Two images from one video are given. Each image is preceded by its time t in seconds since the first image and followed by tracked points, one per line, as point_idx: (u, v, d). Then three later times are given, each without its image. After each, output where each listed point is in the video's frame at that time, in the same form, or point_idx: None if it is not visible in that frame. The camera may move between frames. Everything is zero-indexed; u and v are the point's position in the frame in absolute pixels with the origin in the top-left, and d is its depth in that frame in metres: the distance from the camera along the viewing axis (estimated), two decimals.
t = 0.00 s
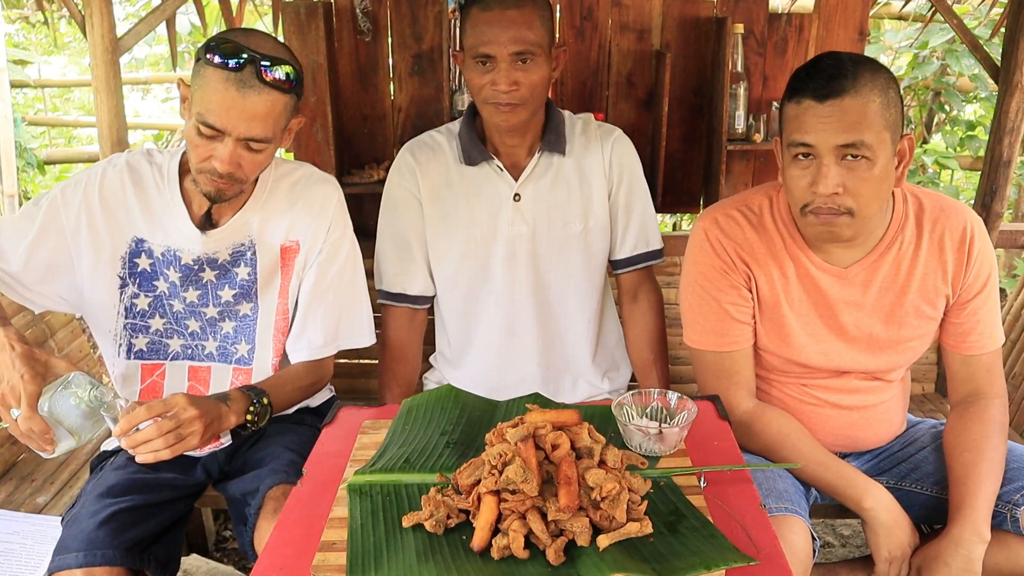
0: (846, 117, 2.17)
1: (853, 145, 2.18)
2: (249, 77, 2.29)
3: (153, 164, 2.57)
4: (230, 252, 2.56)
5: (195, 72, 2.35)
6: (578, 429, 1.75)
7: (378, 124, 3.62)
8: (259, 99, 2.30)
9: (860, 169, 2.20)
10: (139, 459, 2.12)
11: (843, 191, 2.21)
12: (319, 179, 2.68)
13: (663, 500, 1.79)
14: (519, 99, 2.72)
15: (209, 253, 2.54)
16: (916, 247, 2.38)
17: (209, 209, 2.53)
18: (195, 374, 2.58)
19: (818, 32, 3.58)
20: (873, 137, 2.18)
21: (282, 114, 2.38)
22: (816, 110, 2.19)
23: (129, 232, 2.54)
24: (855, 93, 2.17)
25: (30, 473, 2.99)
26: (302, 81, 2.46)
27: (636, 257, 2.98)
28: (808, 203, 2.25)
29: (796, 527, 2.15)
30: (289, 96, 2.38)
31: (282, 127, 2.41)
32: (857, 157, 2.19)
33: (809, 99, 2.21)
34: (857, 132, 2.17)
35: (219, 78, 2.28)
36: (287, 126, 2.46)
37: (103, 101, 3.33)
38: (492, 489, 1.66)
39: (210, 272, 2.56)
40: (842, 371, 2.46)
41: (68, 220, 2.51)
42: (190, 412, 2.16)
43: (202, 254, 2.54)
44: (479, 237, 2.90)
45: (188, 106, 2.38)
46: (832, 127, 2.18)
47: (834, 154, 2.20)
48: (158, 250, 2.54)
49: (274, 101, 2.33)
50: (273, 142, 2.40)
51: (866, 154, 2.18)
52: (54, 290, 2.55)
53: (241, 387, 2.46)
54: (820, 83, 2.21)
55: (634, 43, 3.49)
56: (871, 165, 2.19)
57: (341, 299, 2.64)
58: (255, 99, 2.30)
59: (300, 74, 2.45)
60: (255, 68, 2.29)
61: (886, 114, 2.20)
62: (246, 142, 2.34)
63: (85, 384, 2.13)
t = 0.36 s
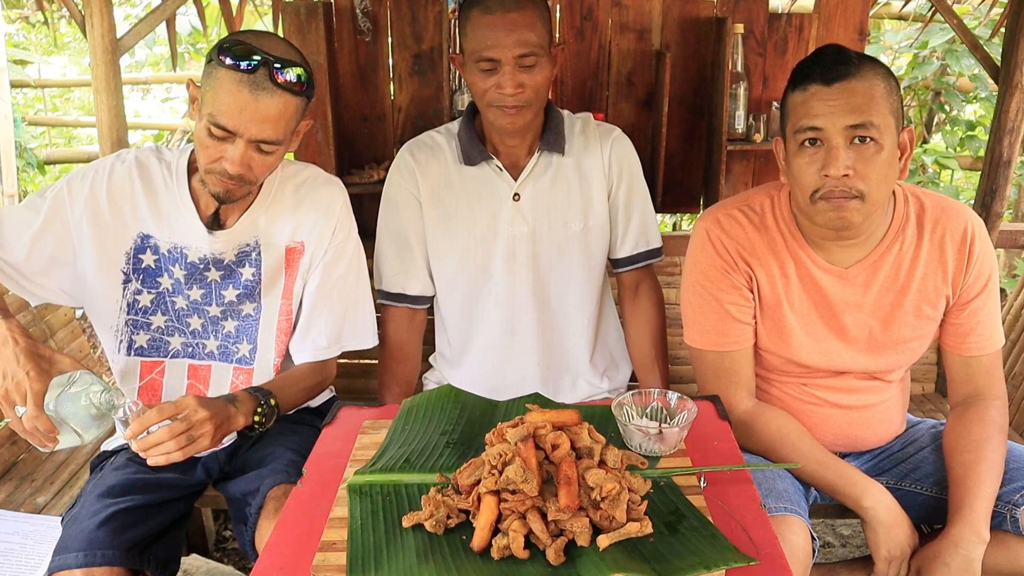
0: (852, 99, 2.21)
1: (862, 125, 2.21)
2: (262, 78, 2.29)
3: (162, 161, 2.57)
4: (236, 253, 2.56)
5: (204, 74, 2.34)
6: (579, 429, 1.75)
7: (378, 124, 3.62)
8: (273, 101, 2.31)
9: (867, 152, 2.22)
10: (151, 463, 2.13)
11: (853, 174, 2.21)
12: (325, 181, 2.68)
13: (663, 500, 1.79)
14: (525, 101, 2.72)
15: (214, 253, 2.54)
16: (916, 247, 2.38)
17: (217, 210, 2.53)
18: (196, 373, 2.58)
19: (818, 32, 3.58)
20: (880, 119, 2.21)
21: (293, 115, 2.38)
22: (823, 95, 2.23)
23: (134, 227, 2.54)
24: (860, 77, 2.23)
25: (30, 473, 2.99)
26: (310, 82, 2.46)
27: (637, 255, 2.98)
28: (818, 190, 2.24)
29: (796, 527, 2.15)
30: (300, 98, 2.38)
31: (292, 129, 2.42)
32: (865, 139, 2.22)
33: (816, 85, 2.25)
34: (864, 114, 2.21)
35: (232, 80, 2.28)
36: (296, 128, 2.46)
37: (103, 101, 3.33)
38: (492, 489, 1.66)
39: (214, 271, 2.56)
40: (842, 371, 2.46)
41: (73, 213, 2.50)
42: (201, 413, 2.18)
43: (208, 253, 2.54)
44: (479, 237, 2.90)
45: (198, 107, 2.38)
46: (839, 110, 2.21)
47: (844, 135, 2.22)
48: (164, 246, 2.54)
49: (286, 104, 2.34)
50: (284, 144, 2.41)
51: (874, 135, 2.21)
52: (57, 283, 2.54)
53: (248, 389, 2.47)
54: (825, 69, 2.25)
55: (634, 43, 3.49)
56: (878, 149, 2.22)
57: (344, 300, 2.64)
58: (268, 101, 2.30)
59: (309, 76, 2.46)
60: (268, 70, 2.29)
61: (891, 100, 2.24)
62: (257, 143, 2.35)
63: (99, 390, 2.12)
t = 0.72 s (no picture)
0: (850, 100, 2.22)
1: (861, 126, 2.21)
2: (272, 81, 2.29)
3: (168, 158, 2.57)
4: (239, 253, 2.56)
5: (214, 75, 2.34)
6: (578, 430, 1.75)
7: (378, 124, 3.62)
8: (281, 104, 2.30)
9: (866, 152, 2.22)
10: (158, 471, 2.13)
11: (852, 175, 2.21)
12: (330, 184, 2.67)
13: (663, 500, 1.79)
14: (536, 104, 2.72)
15: (218, 254, 2.54)
16: (914, 244, 2.38)
17: (222, 210, 2.54)
18: (195, 373, 2.58)
19: (818, 32, 3.58)
20: (879, 119, 2.21)
21: (301, 118, 2.38)
22: (822, 95, 2.23)
23: (139, 224, 2.54)
24: (858, 77, 2.23)
25: (30, 473, 2.99)
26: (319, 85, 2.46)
27: (636, 251, 3.04)
28: (818, 192, 2.24)
29: (796, 528, 2.15)
30: (309, 101, 2.38)
31: (299, 131, 2.41)
32: (864, 139, 2.22)
33: (815, 85, 2.25)
34: (862, 114, 2.21)
35: (242, 82, 2.28)
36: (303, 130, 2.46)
37: (103, 101, 3.33)
38: (492, 489, 1.66)
39: (218, 271, 2.56)
40: (841, 368, 2.46)
41: (79, 208, 2.50)
42: (206, 418, 2.18)
43: (211, 253, 2.54)
44: (480, 235, 2.90)
45: (205, 108, 2.38)
46: (838, 111, 2.22)
47: (843, 136, 2.22)
48: (168, 244, 2.54)
49: (294, 106, 2.33)
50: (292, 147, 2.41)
51: (873, 136, 2.22)
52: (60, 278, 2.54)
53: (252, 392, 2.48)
54: (823, 69, 2.25)
55: (634, 43, 3.49)
56: (877, 149, 2.22)
57: (347, 300, 2.65)
58: (277, 103, 2.30)
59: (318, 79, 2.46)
60: (277, 73, 2.29)
61: (889, 99, 2.25)
62: (265, 146, 2.35)
63: (106, 396, 2.12)
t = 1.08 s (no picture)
0: (840, 104, 2.21)
1: (853, 129, 2.21)
2: (281, 85, 2.29)
3: (173, 158, 2.57)
4: (242, 254, 2.56)
5: (221, 78, 2.34)
6: (578, 429, 1.75)
7: (378, 124, 3.62)
8: (290, 108, 2.30)
9: (860, 154, 2.22)
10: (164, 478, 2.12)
11: (847, 178, 2.21)
12: (333, 186, 2.66)
13: (663, 500, 1.79)
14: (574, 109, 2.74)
15: (222, 255, 2.54)
16: (910, 244, 2.38)
17: (228, 212, 2.54)
18: (195, 373, 2.58)
19: (819, 32, 3.58)
20: (871, 122, 2.21)
21: (309, 121, 2.38)
22: (813, 99, 2.23)
23: (141, 223, 2.54)
24: (849, 80, 2.23)
25: (30, 473, 2.99)
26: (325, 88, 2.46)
27: (639, 259, 2.98)
28: (813, 196, 2.24)
29: (795, 528, 2.15)
30: (316, 105, 2.38)
31: (306, 135, 2.42)
32: (857, 142, 2.22)
33: (805, 89, 2.25)
34: (853, 117, 2.21)
35: (252, 86, 2.28)
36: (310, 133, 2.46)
37: (103, 101, 3.33)
38: (492, 489, 1.66)
39: (220, 272, 2.56)
40: (839, 370, 2.46)
41: (81, 206, 2.50)
42: (212, 425, 2.19)
43: (214, 254, 2.54)
44: (478, 237, 2.90)
45: (212, 111, 2.38)
46: (829, 115, 2.21)
47: (835, 139, 2.22)
48: (171, 243, 2.54)
49: (303, 110, 2.33)
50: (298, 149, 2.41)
51: (866, 139, 2.21)
52: (61, 276, 2.54)
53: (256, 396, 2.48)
54: (813, 74, 2.25)
55: (634, 43, 3.49)
56: (870, 151, 2.22)
57: (350, 303, 2.65)
58: (286, 108, 2.30)
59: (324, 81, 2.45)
60: (288, 77, 2.29)
61: (880, 102, 2.25)
62: (273, 150, 2.35)
63: (114, 401, 2.05)
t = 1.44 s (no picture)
0: (834, 108, 2.21)
1: (849, 133, 2.21)
2: (292, 91, 2.28)
3: (178, 158, 2.57)
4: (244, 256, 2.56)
5: (231, 81, 2.34)
6: (579, 429, 1.75)
7: (378, 124, 3.62)
8: (299, 114, 2.30)
9: (856, 158, 2.22)
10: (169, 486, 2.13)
11: (844, 182, 2.21)
12: (337, 189, 2.66)
13: (663, 500, 1.79)
14: (562, 126, 2.69)
15: (225, 257, 2.54)
16: (909, 247, 2.38)
17: (233, 215, 2.54)
18: (195, 374, 2.58)
19: (819, 32, 3.58)
20: (867, 124, 2.21)
21: (318, 126, 2.38)
22: (807, 103, 2.23)
23: (145, 223, 2.54)
24: (844, 83, 2.23)
25: (30, 473, 2.99)
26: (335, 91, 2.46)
27: (639, 267, 2.93)
28: (810, 201, 2.24)
29: (795, 528, 2.15)
30: (326, 110, 2.38)
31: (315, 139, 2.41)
32: (853, 145, 2.22)
33: (800, 92, 2.25)
34: (847, 121, 2.20)
35: (263, 91, 2.28)
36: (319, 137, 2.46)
37: (103, 101, 3.33)
38: (492, 489, 1.66)
39: (222, 274, 2.56)
40: (838, 371, 2.46)
41: (86, 204, 2.50)
42: (218, 432, 2.20)
43: (218, 256, 2.54)
44: (480, 240, 2.91)
45: (221, 113, 2.38)
46: (824, 119, 2.21)
47: (831, 143, 2.22)
48: (174, 244, 2.54)
49: (312, 116, 2.33)
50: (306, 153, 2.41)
51: (862, 142, 2.21)
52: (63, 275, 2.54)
53: (259, 400, 2.48)
54: (807, 77, 2.25)
55: (634, 43, 3.49)
56: (867, 154, 2.22)
57: (352, 308, 2.65)
58: (295, 113, 2.29)
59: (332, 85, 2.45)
60: (299, 83, 2.29)
61: (875, 104, 2.24)
62: (282, 155, 2.35)
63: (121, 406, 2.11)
